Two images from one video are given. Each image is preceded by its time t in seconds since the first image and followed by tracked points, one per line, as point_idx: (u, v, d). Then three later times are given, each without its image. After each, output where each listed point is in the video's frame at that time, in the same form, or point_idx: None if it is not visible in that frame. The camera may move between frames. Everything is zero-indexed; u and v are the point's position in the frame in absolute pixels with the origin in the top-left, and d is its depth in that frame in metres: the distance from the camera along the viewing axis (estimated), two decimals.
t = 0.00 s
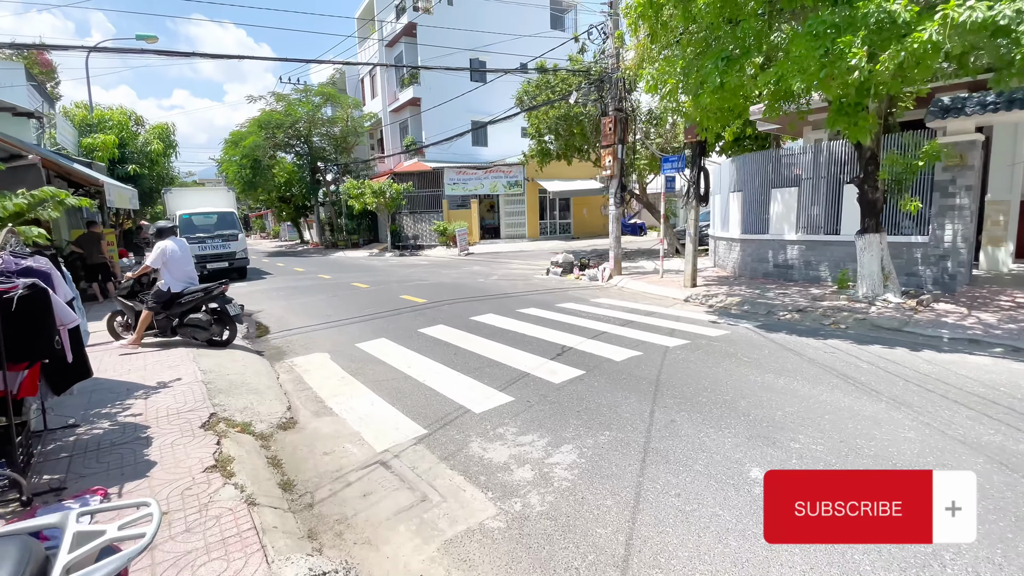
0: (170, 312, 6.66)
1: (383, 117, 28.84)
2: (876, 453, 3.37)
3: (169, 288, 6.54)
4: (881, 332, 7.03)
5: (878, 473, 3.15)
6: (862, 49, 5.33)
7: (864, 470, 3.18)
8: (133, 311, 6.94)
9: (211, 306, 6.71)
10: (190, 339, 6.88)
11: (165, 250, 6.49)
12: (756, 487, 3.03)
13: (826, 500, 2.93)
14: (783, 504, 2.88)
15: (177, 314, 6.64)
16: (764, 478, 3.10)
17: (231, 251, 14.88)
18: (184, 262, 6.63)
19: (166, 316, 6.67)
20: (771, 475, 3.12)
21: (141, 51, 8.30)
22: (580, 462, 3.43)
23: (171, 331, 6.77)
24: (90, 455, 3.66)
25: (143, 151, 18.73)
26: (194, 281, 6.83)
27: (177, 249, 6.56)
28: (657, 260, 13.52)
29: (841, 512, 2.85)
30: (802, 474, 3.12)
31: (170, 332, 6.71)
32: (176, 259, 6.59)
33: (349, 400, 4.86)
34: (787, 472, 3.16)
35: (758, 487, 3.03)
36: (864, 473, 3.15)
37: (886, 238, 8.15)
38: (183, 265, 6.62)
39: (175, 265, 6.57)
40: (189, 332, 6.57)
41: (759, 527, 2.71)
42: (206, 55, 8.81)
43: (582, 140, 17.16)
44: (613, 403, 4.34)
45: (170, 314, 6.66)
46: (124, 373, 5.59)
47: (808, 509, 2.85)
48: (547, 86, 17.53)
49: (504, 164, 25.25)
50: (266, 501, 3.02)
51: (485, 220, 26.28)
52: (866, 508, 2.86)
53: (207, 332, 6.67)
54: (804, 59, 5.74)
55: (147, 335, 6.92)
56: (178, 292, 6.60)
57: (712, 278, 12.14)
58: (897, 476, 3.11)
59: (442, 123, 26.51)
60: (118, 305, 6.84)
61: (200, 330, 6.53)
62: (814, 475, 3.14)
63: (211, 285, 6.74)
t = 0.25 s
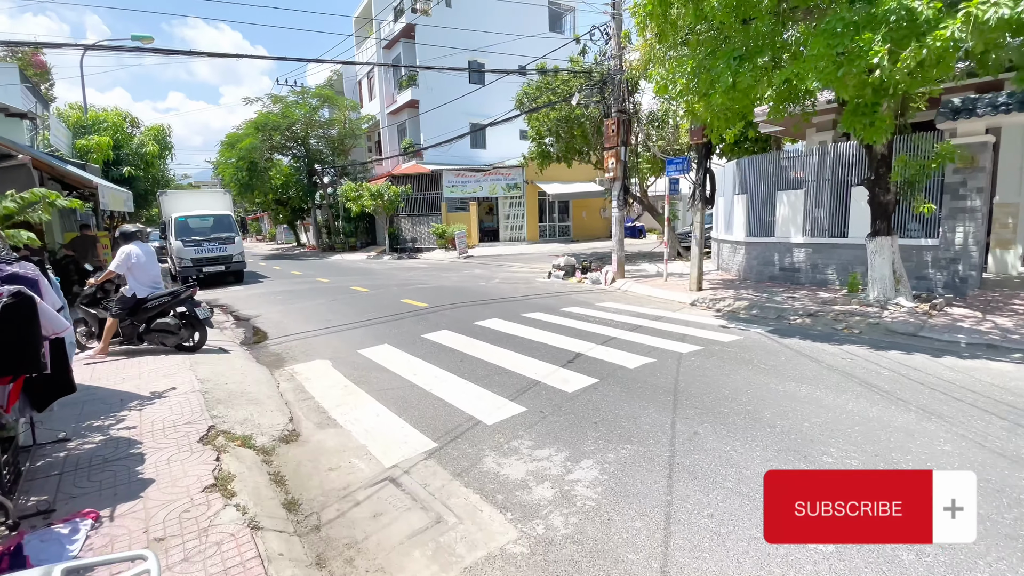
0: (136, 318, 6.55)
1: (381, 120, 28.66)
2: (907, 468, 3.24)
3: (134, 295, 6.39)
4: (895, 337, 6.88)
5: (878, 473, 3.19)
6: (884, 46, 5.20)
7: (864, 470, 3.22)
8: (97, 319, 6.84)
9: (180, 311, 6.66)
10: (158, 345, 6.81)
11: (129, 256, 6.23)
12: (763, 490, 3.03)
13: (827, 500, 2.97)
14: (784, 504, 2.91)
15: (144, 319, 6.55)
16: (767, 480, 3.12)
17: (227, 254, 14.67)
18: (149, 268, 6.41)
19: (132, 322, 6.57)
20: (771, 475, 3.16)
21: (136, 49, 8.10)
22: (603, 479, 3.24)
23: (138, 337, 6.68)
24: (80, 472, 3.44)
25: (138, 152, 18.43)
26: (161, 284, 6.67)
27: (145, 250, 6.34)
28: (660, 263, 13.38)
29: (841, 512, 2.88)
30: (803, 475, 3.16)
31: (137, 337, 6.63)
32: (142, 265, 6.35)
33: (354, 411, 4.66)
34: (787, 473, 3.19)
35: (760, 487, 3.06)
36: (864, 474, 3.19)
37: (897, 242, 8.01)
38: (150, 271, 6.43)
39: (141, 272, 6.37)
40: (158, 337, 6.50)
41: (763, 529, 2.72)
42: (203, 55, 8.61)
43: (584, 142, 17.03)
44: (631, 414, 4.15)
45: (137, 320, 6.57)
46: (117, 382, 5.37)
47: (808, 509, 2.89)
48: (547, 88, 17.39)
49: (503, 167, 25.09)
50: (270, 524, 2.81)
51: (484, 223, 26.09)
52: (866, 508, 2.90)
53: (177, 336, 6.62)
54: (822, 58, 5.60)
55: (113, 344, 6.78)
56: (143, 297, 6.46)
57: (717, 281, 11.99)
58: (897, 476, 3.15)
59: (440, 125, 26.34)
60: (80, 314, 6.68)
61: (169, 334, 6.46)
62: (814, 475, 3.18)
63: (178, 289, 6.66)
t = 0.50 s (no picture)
0: (102, 326, 6.22)
1: (378, 122, 28.47)
2: (947, 487, 3.08)
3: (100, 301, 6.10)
4: (909, 343, 6.76)
5: (878, 474, 3.25)
6: (902, 46, 5.10)
7: (865, 472, 3.28)
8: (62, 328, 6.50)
9: (149, 317, 6.33)
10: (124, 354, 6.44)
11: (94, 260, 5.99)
12: (767, 492, 3.06)
13: (827, 500, 3.03)
14: (785, 504, 2.97)
15: (111, 327, 6.23)
16: (769, 480, 3.17)
17: (223, 258, 14.45)
18: (116, 272, 6.21)
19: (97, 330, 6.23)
20: (772, 476, 3.22)
21: (131, 49, 7.89)
22: (627, 498, 3.07)
23: (104, 346, 6.33)
24: (72, 493, 3.24)
25: (132, 155, 18.17)
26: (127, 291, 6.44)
27: (111, 254, 6.14)
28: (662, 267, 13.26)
29: (841, 512, 2.94)
30: (803, 475, 3.21)
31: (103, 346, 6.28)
32: (108, 270, 6.13)
33: (359, 423, 4.46)
34: (788, 473, 3.25)
35: (762, 487, 3.11)
36: (863, 475, 3.25)
37: (907, 245, 7.90)
38: (117, 277, 6.23)
39: (109, 277, 6.15)
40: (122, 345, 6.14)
41: (767, 530, 2.76)
42: (200, 54, 8.42)
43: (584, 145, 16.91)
44: (649, 426, 3.98)
45: (103, 327, 6.24)
46: (111, 393, 5.16)
47: (808, 509, 2.94)
48: (547, 90, 17.26)
49: (501, 170, 24.95)
50: (276, 552, 2.62)
51: (483, 226, 25.93)
52: (866, 508, 2.96)
53: (144, 344, 6.26)
54: (840, 57, 5.49)
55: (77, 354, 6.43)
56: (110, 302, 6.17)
57: (720, 285, 11.87)
58: (896, 477, 3.21)
59: (438, 128, 26.19)
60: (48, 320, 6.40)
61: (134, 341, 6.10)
62: (815, 476, 3.23)
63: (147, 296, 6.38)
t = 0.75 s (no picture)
0: (61, 335, 5.95)
1: (373, 125, 28.31)
2: (962, 496, 3.05)
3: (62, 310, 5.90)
4: (916, 348, 6.67)
5: (877, 474, 3.29)
6: (912, 46, 5.02)
7: (863, 472, 3.34)
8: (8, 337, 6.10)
9: (114, 325, 6.18)
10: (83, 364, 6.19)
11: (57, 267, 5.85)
12: (767, 492, 3.12)
13: (827, 501, 3.08)
14: (785, 504, 3.02)
15: (71, 335, 5.97)
16: (769, 481, 3.22)
17: (217, 262, 14.24)
18: (81, 280, 6.04)
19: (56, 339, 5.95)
20: (772, 476, 3.27)
21: (123, 49, 7.71)
22: (644, 516, 2.93)
23: (62, 356, 6.05)
24: (58, 514, 3.07)
25: (125, 157, 17.83)
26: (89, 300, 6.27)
27: (75, 262, 6.00)
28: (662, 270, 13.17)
29: (841, 512, 2.99)
30: (803, 475, 3.27)
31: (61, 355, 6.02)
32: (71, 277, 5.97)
33: (359, 434, 4.30)
34: (788, 473, 3.30)
35: (762, 488, 3.17)
36: (861, 475, 3.32)
37: (911, 249, 7.83)
38: (81, 285, 6.08)
39: (73, 284, 5.99)
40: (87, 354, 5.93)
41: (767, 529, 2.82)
42: (194, 56, 8.26)
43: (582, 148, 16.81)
44: (661, 438, 3.85)
45: (61, 336, 5.96)
46: (101, 404, 4.97)
47: (808, 509, 3.00)
48: (546, 93, 17.16)
49: (498, 173, 24.84)
50: None
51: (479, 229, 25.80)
52: (866, 508, 3.00)
53: (110, 353, 6.09)
54: (850, 58, 5.40)
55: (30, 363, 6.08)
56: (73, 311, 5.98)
57: (721, 289, 11.78)
58: (895, 477, 3.27)
59: (434, 131, 26.07)
60: None
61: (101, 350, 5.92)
62: (814, 476, 3.28)
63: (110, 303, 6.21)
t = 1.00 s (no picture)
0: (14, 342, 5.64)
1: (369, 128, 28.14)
2: (961, 495, 3.07)
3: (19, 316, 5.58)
4: (923, 352, 6.57)
5: (876, 474, 3.29)
6: (920, 45, 4.96)
7: (862, 472, 3.34)
8: None
9: (72, 332, 5.93)
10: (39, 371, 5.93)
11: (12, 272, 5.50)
12: (766, 493, 3.11)
13: (827, 501, 3.06)
14: (785, 504, 3.01)
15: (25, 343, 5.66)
16: (769, 481, 3.22)
17: (209, 266, 14.00)
18: (39, 284, 5.71)
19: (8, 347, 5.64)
20: (771, 476, 3.26)
21: (113, 48, 7.53)
22: (658, 534, 2.77)
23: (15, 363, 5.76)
24: (34, 534, 2.87)
25: (115, 160, 17.63)
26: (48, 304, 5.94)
27: (31, 265, 5.64)
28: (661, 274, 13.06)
29: (841, 512, 2.97)
30: (803, 476, 3.26)
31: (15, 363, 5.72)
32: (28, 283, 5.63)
33: (356, 445, 4.12)
34: (787, 474, 3.30)
35: (770, 496, 3.09)
36: (860, 474, 3.32)
37: (914, 251, 7.75)
38: (39, 289, 5.74)
39: (30, 289, 5.65)
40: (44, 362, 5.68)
41: (767, 530, 2.81)
42: (186, 54, 8.08)
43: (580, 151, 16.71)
44: (671, 448, 3.70)
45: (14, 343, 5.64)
46: (85, 413, 4.75)
47: (808, 509, 2.99)
48: (543, 96, 17.06)
49: (494, 176, 24.71)
50: None
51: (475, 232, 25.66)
52: (866, 508, 2.99)
53: (69, 362, 5.85)
54: (855, 57, 5.31)
55: None
56: (30, 318, 5.67)
57: (721, 292, 11.67)
58: (894, 476, 3.27)
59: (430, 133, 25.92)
60: None
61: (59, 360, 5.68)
62: (813, 476, 3.28)
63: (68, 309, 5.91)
